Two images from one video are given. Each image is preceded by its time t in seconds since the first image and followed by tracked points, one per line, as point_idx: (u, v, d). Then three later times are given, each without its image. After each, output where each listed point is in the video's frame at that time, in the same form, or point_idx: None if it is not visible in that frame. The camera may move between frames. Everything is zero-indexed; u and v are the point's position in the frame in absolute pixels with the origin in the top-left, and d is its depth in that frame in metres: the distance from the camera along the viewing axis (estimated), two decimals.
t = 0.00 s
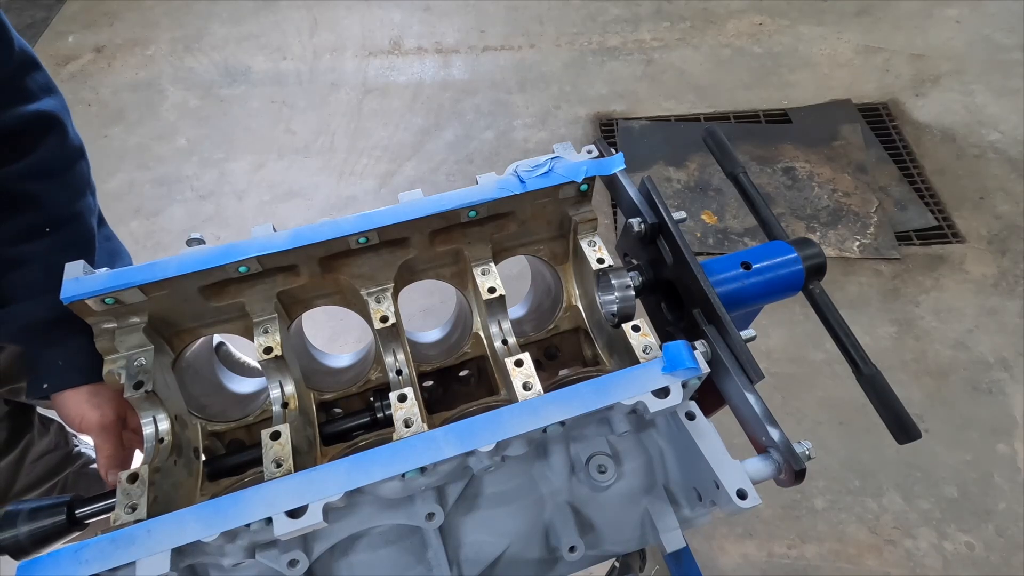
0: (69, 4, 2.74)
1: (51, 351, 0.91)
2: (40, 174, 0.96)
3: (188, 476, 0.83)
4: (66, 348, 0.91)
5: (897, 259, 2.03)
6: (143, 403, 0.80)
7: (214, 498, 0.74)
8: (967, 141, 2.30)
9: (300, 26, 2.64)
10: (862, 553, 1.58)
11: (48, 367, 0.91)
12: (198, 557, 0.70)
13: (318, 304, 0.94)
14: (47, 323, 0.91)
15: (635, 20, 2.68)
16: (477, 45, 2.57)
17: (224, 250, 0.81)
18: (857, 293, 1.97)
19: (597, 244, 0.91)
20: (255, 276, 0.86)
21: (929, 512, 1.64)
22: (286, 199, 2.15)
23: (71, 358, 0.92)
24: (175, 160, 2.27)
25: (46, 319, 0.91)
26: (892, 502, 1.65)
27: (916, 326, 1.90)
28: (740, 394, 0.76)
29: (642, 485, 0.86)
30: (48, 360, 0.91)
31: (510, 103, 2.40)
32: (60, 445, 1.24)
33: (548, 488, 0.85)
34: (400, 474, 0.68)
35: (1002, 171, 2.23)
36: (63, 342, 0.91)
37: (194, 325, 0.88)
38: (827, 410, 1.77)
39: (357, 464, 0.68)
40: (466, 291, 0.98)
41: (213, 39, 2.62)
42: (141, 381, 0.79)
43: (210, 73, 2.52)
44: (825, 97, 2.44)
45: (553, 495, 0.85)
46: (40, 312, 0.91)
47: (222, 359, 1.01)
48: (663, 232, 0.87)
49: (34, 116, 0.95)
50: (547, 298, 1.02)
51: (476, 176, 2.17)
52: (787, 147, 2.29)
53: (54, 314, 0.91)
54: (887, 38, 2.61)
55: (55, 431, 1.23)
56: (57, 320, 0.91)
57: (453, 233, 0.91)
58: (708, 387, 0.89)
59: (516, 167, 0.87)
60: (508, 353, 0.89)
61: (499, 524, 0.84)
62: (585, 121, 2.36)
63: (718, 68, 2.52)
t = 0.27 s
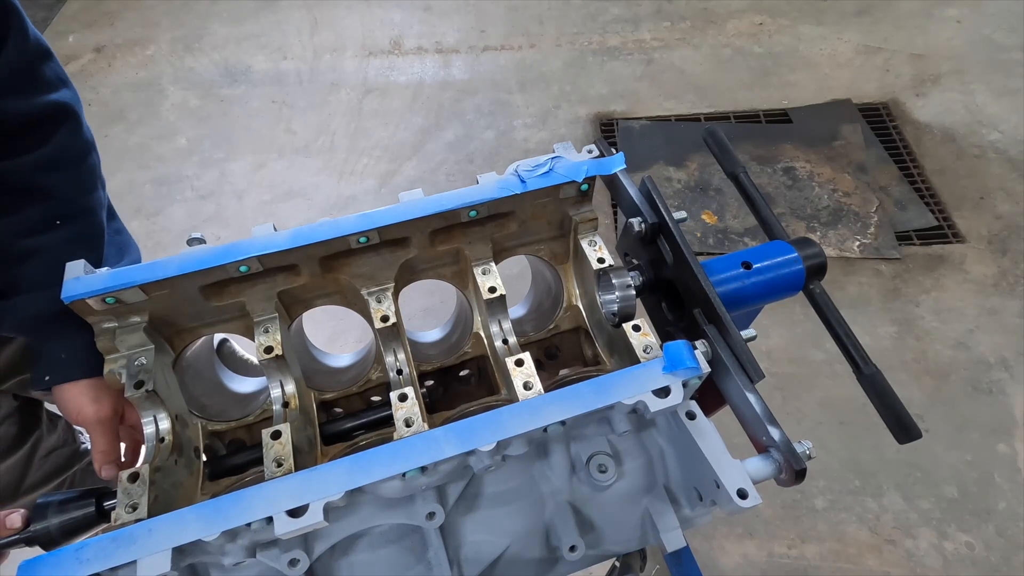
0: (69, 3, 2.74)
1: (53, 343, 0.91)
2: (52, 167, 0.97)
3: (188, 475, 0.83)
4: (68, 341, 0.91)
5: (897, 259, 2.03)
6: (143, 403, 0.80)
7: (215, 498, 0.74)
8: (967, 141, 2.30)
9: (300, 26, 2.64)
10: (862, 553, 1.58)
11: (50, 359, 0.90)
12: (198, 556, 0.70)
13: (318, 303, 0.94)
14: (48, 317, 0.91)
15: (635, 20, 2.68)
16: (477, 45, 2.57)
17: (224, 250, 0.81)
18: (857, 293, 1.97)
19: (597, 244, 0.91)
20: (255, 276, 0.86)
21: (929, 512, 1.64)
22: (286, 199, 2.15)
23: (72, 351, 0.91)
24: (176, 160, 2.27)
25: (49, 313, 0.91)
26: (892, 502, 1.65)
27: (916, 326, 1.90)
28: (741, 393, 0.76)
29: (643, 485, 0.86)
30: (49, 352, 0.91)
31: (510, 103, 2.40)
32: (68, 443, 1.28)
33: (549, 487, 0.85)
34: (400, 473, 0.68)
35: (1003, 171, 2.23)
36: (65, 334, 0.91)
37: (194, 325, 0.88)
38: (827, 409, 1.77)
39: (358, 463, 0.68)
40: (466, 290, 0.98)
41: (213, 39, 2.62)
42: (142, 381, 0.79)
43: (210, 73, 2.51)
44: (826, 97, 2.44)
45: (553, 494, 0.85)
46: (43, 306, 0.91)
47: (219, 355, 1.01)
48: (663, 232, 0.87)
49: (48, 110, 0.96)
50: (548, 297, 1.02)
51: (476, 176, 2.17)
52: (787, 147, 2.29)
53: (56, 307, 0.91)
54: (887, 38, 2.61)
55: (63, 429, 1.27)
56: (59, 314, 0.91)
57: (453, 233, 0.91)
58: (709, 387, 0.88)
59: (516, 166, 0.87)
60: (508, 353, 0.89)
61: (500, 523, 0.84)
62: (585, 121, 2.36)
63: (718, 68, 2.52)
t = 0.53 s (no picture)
0: (69, 3, 2.74)
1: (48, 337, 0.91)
2: (57, 159, 0.97)
3: (188, 475, 0.83)
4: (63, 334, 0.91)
5: (897, 259, 2.03)
6: (143, 403, 0.80)
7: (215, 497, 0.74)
8: (967, 141, 2.30)
9: (300, 26, 2.64)
10: (862, 553, 1.58)
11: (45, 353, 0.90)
12: (198, 556, 0.70)
13: (318, 303, 0.94)
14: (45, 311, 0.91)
15: (636, 19, 2.67)
16: (477, 45, 2.57)
17: (225, 250, 0.81)
18: (857, 293, 1.97)
19: (597, 244, 0.91)
20: (255, 276, 0.86)
21: (929, 512, 1.64)
22: (286, 199, 2.15)
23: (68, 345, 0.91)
24: (176, 160, 2.27)
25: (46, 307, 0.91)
26: (892, 502, 1.65)
27: (916, 326, 1.90)
28: (741, 393, 0.76)
29: (643, 485, 0.86)
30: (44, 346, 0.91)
31: (510, 103, 2.40)
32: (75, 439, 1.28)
33: (548, 487, 0.85)
34: (400, 473, 0.68)
35: (1003, 171, 2.23)
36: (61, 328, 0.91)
37: (194, 325, 0.88)
38: (827, 409, 1.77)
39: (357, 463, 0.68)
40: (466, 290, 0.98)
41: (214, 39, 2.62)
42: (142, 381, 0.79)
43: (210, 73, 2.51)
44: (826, 97, 2.44)
45: (553, 494, 0.85)
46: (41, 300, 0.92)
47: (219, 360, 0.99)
48: (663, 232, 0.87)
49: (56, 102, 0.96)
50: (548, 297, 1.02)
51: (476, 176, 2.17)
52: (788, 147, 2.29)
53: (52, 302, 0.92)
54: (887, 38, 2.61)
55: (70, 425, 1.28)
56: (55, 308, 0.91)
57: (453, 233, 0.91)
58: (709, 387, 0.88)
59: (516, 167, 0.87)
60: (508, 353, 0.89)
61: (500, 523, 0.84)
62: (585, 121, 2.36)
63: (718, 68, 2.52)
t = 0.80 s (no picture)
0: (69, 3, 2.74)
1: (40, 333, 0.92)
2: (51, 157, 0.99)
3: (188, 475, 0.83)
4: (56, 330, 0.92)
5: (897, 259, 2.03)
6: (144, 403, 0.80)
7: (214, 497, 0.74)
8: (968, 141, 2.30)
9: (300, 26, 2.64)
10: (863, 553, 1.58)
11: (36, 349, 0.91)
12: (198, 556, 0.70)
13: (318, 303, 0.94)
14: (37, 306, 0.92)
15: (636, 19, 2.67)
16: (478, 45, 2.57)
17: (225, 250, 0.81)
18: (857, 293, 1.97)
19: (597, 244, 0.91)
20: (255, 276, 0.86)
21: (929, 512, 1.64)
22: (286, 199, 2.15)
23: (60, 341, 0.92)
24: (176, 160, 2.27)
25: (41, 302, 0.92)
26: (892, 502, 1.65)
27: (917, 326, 1.90)
28: (741, 393, 0.76)
29: (643, 485, 0.86)
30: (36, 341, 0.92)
31: (510, 103, 2.40)
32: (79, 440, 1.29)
33: (548, 487, 0.85)
34: (400, 473, 0.68)
35: (1003, 170, 2.23)
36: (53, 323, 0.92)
37: (194, 325, 0.88)
38: (828, 409, 1.77)
39: (357, 463, 0.68)
40: (466, 290, 0.98)
41: (214, 39, 2.62)
42: (141, 381, 0.79)
43: (210, 73, 2.51)
44: (826, 97, 2.44)
45: (553, 494, 0.85)
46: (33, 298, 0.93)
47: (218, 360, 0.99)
48: (663, 232, 0.87)
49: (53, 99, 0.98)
50: (547, 297, 1.02)
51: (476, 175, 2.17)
52: (788, 147, 2.29)
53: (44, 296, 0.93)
54: (887, 38, 2.60)
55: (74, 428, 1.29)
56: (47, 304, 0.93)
57: (453, 233, 0.91)
58: (709, 387, 0.88)
59: (516, 166, 0.87)
60: (508, 353, 0.89)
61: (500, 523, 0.84)
62: (585, 121, 2.36)
63: (718, 68, 2.52)
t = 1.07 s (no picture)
0: (69, 3, 2.74)
1: (39, 299, 0.99)
2: (43, 126, 1.00)
3: (189, 474, 0.83)
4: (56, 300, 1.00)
5: (897, 259, 2.03)
6: (144, 402, 0.81)
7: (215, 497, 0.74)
8: (968, 141, 2.30)
9: (301, 26, 2.64)
10: (863, 553, 1.58)
11: (33, 316, 0.98)
12: (199, 556, 0.70)
13: (318, 303, 0.94)
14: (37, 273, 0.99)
15: (636, 19, 2.67)
16: (478, 45, 2.57)
17: (225, 249, 0.81)
18: (858, 293, 1.97)
19: (598, 244, 0.91)
20: (256, 276, 0.86)
21: (929, 512, 1.64)
22: (287, 199, 2.16)
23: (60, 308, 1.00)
24: (176, 160, 2.27)
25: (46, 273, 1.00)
26: (893, 502, 1.65)
27: (917, 326, 1.90)
28: (741, 393, 0.76)
29: (643, 485, 0.86)
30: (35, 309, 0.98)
31: (511, 103, 2.40)
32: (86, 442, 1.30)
33: (549, 487, 0.85)
34: (400, 473, 0.68)
35: (1003, 171, 2.23)
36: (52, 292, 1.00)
37: (195, 325, 0.88)
38: (828, 409, 1.77)
39: (358, 462, 0.69)
40: (467, 290, 0.98)
41: (214, 39, 2.62)
42: (142, 380, 0.79)
43: (210, 72, 2.52)
44: (826, 97, 2.44)
45: (554, 494, 0.85)
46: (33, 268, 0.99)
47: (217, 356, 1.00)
48: (663, 231, 0.87)
49: (46, 71, 0.99)
50: (548, 297, 1.02)
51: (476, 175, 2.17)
52: (788, 147, 2.29)
53: (45, 264, 1.00)
54: (888, 38, 2.60)
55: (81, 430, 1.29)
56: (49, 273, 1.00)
57: (453, 233, 0.91)
58: (709, 387, 0.88)
59: (517, 166, 0.87)
60: (508, 353, 0.89)
61: (500, 523, 0.84)
62: (585, 121, 2.36)
63: (718, 68, 2.52)
